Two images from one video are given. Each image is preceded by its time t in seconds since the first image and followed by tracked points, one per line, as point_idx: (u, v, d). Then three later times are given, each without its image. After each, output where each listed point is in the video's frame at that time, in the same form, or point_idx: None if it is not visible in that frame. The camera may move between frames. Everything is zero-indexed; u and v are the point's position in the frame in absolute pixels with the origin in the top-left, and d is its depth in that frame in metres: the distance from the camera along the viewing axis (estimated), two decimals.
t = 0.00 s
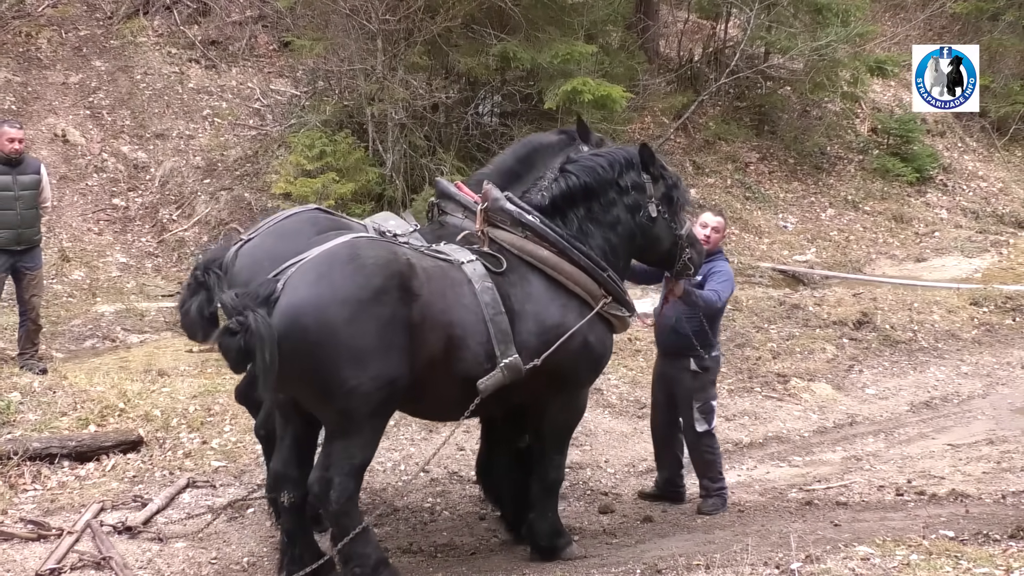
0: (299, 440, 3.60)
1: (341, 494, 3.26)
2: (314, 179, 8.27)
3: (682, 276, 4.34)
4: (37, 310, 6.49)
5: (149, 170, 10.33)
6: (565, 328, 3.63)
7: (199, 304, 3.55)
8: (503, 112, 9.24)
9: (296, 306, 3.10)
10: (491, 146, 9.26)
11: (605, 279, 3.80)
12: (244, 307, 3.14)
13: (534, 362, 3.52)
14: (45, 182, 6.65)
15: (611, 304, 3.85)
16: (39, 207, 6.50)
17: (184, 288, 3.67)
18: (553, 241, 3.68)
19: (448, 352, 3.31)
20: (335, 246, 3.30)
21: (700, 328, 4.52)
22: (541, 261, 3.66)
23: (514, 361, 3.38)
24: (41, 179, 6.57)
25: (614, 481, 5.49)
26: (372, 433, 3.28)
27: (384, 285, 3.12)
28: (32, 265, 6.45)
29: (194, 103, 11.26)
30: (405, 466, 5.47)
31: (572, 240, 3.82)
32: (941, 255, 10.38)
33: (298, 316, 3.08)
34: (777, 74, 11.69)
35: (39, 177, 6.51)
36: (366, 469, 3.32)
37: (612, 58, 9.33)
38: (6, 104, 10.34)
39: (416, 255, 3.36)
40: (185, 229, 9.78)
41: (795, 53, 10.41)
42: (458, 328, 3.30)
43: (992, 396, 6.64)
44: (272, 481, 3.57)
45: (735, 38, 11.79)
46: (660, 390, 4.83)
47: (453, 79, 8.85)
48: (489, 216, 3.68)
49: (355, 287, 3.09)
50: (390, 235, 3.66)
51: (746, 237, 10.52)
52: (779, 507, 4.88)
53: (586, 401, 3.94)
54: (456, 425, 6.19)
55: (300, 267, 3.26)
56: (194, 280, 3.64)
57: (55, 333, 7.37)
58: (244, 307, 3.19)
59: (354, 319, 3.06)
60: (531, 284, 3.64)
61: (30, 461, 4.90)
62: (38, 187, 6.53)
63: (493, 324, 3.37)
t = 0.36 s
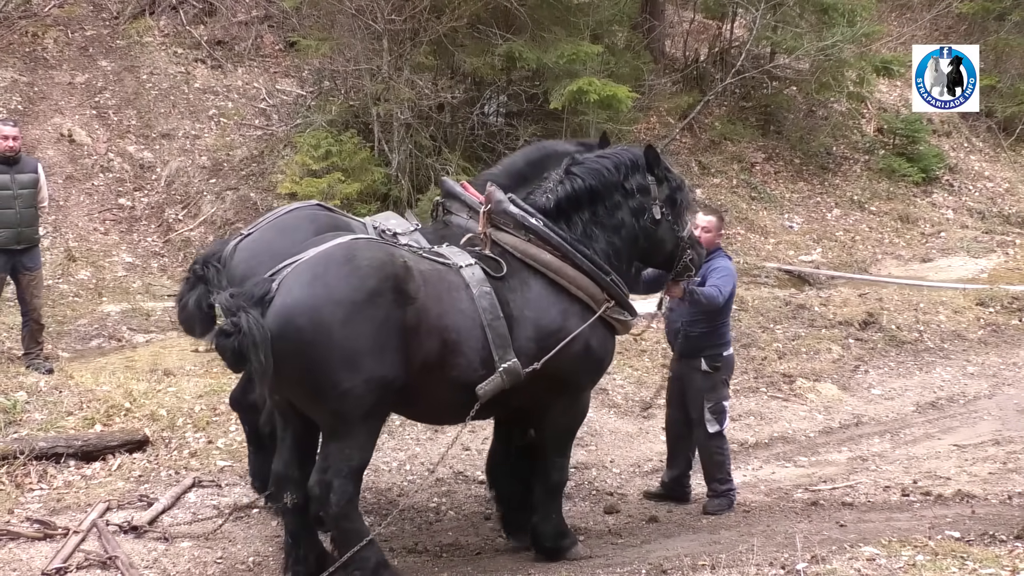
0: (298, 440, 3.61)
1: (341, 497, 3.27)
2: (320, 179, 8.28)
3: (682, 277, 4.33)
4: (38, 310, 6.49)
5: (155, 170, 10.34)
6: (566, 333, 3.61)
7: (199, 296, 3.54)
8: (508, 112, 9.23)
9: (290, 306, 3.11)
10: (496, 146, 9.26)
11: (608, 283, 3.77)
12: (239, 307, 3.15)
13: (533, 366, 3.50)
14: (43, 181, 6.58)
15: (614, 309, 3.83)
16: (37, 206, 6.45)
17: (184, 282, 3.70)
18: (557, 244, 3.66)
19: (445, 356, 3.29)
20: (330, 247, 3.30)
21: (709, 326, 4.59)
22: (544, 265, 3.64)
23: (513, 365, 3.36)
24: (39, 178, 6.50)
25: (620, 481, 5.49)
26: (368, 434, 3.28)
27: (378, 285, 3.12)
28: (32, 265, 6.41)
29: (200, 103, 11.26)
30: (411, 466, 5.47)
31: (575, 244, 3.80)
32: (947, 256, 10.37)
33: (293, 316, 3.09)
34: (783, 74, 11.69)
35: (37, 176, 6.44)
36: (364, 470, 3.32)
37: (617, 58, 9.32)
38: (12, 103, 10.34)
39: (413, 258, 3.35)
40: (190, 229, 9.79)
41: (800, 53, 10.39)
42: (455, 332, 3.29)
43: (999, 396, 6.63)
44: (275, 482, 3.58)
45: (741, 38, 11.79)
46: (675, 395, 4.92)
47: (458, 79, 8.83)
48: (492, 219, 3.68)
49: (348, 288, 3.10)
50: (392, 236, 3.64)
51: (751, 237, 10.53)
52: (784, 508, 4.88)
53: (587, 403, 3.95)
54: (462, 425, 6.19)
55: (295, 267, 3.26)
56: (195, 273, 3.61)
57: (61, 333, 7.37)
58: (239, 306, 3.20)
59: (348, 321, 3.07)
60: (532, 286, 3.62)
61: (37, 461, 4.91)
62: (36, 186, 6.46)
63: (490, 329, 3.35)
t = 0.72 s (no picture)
0: (298, 443, 3.60)
1: (343, 500, 3.27)
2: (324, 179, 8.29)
3: (686, 288, 4.33)
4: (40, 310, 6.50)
5: (159, 170, 10.35)
6: (564, 328, 3.62)
7: (192, 294, 3.52)
8: (513, 112, 9.26)
9: (293, 306, 3.10)
10: (500, 146, 9.26)
11: (605, 279, 3.77)
12: (241, 310, 3.13)
13: (532, 362, 3.50)
14: (42, 181, 6.59)
15: (611, 305, 3.81)
16: (36, 207, 6.45)
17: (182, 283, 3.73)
18: (553, 237, 3.67)
19: (446, 351, 3.27)
20: (330, 246, 3.31)
21: (714, 326, 4.61)
22: (540, 258, 3.64)
23: (512, 359, 3.36)
24: (39, 178, 6.51)
25: (623, 481, 5.49)
26: (370, 433, 3.27)
27: (380, 281, 3.12)
28: (31, 265, 6.41)
29: (205, 103, 11.27)
30: (415, 466, 5.46)
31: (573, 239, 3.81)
32: (951, 256, 10.37)
33: (296, 316, 3.09)
34: (788, 74, 11.68)
35: (36, 176, 6.45)
36: (365, 472, 3.31)
37: (622, 58, 9.31)
38: (17, 103, 10.35)
39: (414, 252, 3.36)
40: (195, 229, 9.80)
41: (805, 53, 10.38)
42: (457, 325, 3.27)
43: (1003, 396, 6.62)
44: (279, 483, 3.61)
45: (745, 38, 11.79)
46: (683, 394, 4.96)
47: (462, 79, 8.87)
48: (491, 213, 3.70)
49: (351, 285, 3.10)
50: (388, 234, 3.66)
51: (756, 237, 10.53)
52: (788, 508, 4.89)
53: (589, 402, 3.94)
54: (466, 425, 6.18)
55: (295, 267, 3.26)
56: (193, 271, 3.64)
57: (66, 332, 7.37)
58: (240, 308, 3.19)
59: (352, 318, 3.07)
60: (532, 280, 3.63)
61: (41, 460, 4.91)
62: (36, 186, 6.47)
63: (491, 322, 3.35)
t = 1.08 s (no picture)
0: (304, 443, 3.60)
1: (349, 505, 3.28)
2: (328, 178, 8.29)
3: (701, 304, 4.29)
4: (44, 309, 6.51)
5: (164, 170, 10.35)
6: (568, 330, 3.62)
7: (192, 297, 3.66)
8: (517, 112, 9.18)
9: (308, 309, 3.09)
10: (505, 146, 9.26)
11: (611, 285, 3.76)
12: (254, 314, 3.10)
13: (535, 367, 3.52)
14: (46, 180, 6.59)
15: (615, 313, 3.80)
16: (40, 207, 6.44)
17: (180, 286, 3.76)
18: (562, 241, 3.67)
19: (454, 355, 3.29)
20: (341, 248, 3.29)
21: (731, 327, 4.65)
22: (547, 261, 3.64)
23: (516, 362, 3.37)
24: (42, 178, 6.50)
25: (628, 481, 5.50)
26: (379, 436, 3.27)
27: (394, 284, 3.12)
28: (36, 265, 6.41)
29: (209, 103, 11.28)
30: (419, 466, 5.46)
31: (582, 243, 3.81)
32: (956, 256, 10.36)
33: (311, 318, 3.07)
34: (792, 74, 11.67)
35: (40, 176, 6.44)
36: (371, 476, 3.31)
37: (626, 58, 9.31)
38: (22, 103, 10.36)
39: (423, 255, 3.38)
40: (199, 228, 9.80)
41: (809, 53, 10.38)
42: (466, 329, 3.29)
43: (1008, 397, 6.61)
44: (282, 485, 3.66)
45: (750, 37, 11.78)
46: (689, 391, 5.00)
47: (467, 79, 8.90)
48: (502, 213, 3.72)
49: (366, 288, 3.09)
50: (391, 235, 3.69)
51: (760, 237, 10.52)
52: (793, 508, 4.90)
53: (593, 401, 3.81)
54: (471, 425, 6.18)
55: (307, 269, 3.25)
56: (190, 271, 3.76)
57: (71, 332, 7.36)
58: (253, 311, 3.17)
59: (365, 321, 3.06)
60: (539, 282, 3.63)
61: (46, 460, 4.92)
62: (39, 186, 6.46)
63: (497, 325, 3.37)
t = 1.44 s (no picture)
0: (322, 441, 3.61)
1: (357, 502, 3.26)
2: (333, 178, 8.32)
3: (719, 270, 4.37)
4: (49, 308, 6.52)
5: (169, 169, 10.36)
6: (599, 328, 3.61)
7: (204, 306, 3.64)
8: (522, 112, 9.21)
9: (326, 309, 3.10)
10: (510, 146, 9.25)
11: (642, 279, 3.77)
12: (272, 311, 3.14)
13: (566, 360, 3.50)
14: (50, 180, 6.59)
15: (646, 305, 3.81)
16: (46, 206, 6.45)
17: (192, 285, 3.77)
18: (591, 238, 3.67)
19: (475, 355, 3.29)
20: (360, 249, 3.31)
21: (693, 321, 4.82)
22: (579, 260, 3.64)
23: (549, 360, 3.35)
24: (47, 178, 6.51)
25: (633, 481, 5.50)
26: (394, 436, 3.27)
27: (410, 285, 3.13)
28: (41, 264, 6.42)
29: (214, 103, 11.28)
30: (423, 466, 5.46)
31: (607, 239, 3.81)
32: (961, 256, 10.35)
33: (330, 318, 3.08)
34: (798, 74, 11.66)
35: (45, 176, 6.45)
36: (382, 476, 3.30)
37: (631, 58, 9.30)
38: (28, 103, 10.37)
39: (447, 257, 3.38)
40: (205, 228, 9.80)
41: (814, 53, 10.37)
42: (489, 329, 3.29)
43: (1014, 397, 6.59)
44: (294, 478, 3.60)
45: (755, 37, 11.78)
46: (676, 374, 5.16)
47: (472, 79, 8.86)
48: (525, 214, 3.71)
49: (382, 289, 3.10)
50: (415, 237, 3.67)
51: (765, 237, 10.53)
52: (797, 508, 4.92)
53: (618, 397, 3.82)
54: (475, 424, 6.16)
55: (325, 270, 3.26)
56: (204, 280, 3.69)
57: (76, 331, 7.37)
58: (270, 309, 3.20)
59: (383, 321, 3.07)
60: (563, 283, 3.62)
61: (51, 459, 4.92)
62: (45, 185, 6.47)
63: (525, 325, 3.36)
